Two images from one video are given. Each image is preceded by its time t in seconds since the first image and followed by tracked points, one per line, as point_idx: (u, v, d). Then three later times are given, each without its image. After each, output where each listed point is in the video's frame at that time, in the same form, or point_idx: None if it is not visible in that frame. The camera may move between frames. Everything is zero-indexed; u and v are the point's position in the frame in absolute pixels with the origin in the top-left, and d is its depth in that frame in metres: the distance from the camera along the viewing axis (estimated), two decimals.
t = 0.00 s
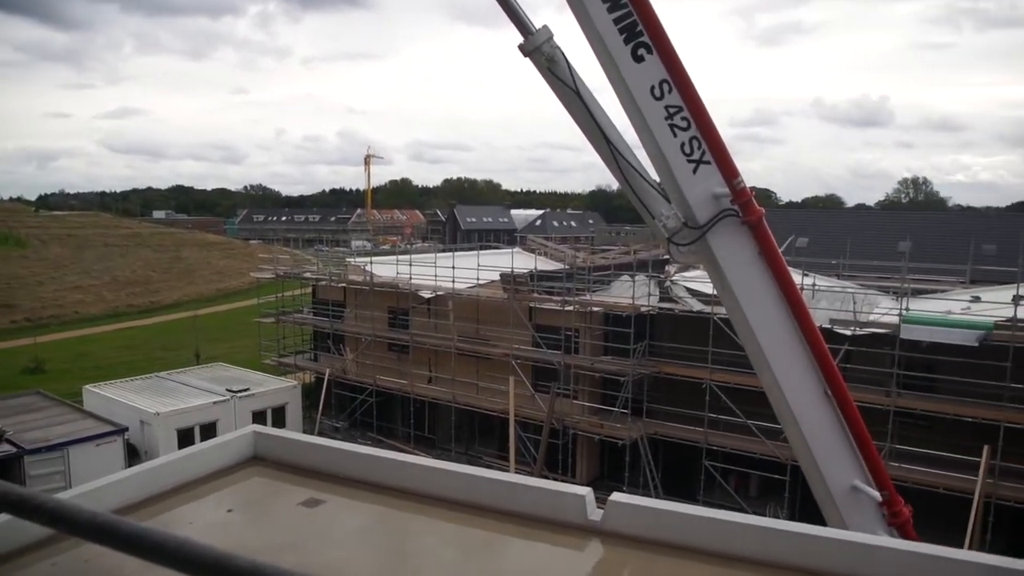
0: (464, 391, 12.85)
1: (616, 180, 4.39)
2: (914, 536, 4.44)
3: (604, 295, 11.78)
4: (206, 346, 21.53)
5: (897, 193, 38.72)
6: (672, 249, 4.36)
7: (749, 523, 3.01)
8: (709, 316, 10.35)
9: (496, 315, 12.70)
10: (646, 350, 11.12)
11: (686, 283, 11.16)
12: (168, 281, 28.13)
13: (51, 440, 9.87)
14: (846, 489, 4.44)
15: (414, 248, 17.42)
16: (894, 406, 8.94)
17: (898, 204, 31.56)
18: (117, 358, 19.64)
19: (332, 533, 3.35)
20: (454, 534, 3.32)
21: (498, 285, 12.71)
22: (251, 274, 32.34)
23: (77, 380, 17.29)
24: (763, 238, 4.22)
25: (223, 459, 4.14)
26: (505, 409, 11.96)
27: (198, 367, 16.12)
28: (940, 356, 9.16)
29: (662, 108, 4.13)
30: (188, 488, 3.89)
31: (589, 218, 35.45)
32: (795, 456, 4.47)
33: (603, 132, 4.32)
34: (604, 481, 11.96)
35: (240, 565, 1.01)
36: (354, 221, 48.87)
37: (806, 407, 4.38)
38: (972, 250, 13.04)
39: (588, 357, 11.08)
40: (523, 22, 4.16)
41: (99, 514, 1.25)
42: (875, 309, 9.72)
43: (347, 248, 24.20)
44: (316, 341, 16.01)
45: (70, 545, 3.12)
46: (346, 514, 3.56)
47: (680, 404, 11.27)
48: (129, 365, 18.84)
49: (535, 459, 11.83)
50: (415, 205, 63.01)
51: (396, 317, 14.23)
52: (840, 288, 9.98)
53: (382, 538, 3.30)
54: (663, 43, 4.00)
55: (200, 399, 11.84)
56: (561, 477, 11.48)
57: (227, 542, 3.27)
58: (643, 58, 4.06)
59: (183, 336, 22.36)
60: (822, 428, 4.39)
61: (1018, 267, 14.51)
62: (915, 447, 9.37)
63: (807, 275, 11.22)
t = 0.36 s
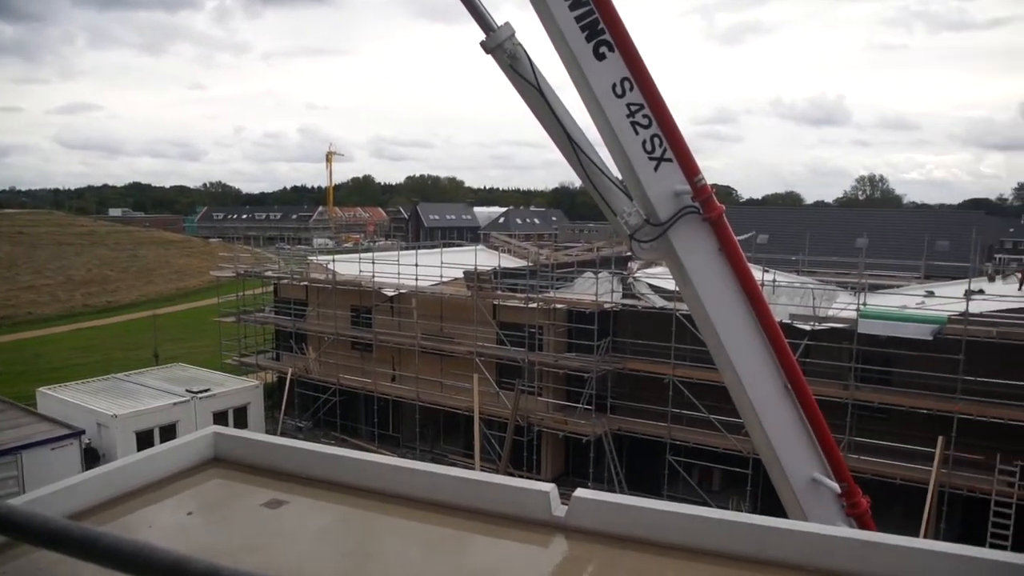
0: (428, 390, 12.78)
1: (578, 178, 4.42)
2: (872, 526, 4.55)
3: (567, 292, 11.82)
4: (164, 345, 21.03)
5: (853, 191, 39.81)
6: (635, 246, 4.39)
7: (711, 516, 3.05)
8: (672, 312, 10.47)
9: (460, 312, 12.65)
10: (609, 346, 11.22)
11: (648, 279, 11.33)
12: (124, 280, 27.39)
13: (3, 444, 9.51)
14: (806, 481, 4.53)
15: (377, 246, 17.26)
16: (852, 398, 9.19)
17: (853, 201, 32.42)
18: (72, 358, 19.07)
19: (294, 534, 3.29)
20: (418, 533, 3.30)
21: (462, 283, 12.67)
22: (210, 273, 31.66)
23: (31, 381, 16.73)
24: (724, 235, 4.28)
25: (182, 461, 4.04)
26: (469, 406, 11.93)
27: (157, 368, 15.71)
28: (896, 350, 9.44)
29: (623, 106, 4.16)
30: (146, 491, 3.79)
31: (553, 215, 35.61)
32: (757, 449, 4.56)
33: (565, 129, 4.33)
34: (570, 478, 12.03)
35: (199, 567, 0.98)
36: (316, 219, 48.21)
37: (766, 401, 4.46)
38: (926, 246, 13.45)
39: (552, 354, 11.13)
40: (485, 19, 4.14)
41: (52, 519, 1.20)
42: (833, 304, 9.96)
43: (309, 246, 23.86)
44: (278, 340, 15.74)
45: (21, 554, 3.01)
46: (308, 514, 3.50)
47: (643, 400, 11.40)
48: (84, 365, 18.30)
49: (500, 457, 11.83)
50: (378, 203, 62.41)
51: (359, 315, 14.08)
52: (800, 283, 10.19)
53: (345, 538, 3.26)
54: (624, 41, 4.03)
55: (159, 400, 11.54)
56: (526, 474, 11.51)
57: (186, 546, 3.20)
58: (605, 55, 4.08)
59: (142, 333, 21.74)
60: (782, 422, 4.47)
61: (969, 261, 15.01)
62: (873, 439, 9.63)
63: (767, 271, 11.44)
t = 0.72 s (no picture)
0: (393, 388, 12.71)
1: (542, 175, 4.43)
2: (832, 518, 4.65)
3: (533, 289, 11.84)
4: (123, 346, 20.53)
5: (812, 188, 40.74)
6: (599, 243, 4.42)
7: (675, 510, 3.08)
8: (637, 309, 10.57)
9: (425, 310, 12.58)
10: (575, 343, 11.30)
11: (613, 275, 11.10)
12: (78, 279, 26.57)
13: None
14: (769, 474, 4.61)
15: (340, 243, 17.07)
16: (814, 392, 9.42)
17: (812, 198, 33.20)
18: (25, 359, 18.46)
19: (258, 536, 3.23)
20: (384, 532, 3.27)
21: (427, 280, 12.60)
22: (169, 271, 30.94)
23: None
24: (687, 231, 4.33)
25: (141, 463, 3.93)
26: (435, 404, 11.90)
27: (114, 369, 15.30)
28: (855, 344, 9.69)
29: (587, 103, 4.18)
30: (104, 494, 3.68)
31: (517, 212, 35.67)
32: (720, 443, 4.62)
33: (529, 127, 4.33)
34: (537, 474, 12.09)
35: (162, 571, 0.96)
36: (278, 217, 47.46)
37: (730, 395, 4.53)
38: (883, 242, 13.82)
39: (518, 351, 11.17)
40: (448, 15, 4.11)
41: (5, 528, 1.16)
42: (794, 300, 10.16)
43: (271, 244, 23.48)
44: (241, 340, 15.45)
45: None
46: (272, 515, 3.44)
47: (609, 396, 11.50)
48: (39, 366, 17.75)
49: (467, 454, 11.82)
50: (340, 200, 61.68)
51: (323, 314, 13.90)
52: (762, 279, 10.37)
53: (309, 539, 3.21)
54: (588, 38, 4.04)
55: (118, 402, 11.23)
56: (493, 471, 11.54)
57: (146, 550, 3.11)
58: (569, 53, 4.09)
59: (99, 334, 21.17)
60: (745, 416, 4.54)
61: (925, 257, 15.46)
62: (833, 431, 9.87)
63: (730, 268, 11.63)
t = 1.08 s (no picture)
0: (361, 387, 12.60)
1: (509, 172, 4.42)
2: (797, 510, 4.74)
3: (501, 286, 11.83)
4: (83, 346, 19.97)
5: (777, 186, 41.44)
6: (565, 240, 4.43)
7: (642, 505, 3.10)
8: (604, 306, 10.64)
9: (392, 309, 12.50)
10: (543, 340, 11.33)
11: (580, 273, 11.18)
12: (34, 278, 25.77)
13: None
14: (736, 468, 4.68)
15: (307, 241, 16.85)
16: (779, 386, 9.60)
17: (777, 195, 33.72)
18: None
19: (223, 539, 3.17)
20: (352, 532, 3.23)
21: (394, 278, 12.52)
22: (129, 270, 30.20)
23: None
24: (653, 228, 4.37)
25: (102, 466, 3.83)
26: (404, 403, 11.84)
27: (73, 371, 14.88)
28: (818, 339, 9.89)
29: (553, 100, 4.18)
30: (64, 498, 3.57)
31: (485, 210, 35.60)
32: (688, 439, 4.68)
33: (496, 124, 4.32)
34: (506, 471, 12.11)
35: None
36: (242, 214, 46.65)
37: (697, 391, 4.58)
38: (845, 239, 14.11)
39: (486, 349, 11.16)
40: (413, 11, 4.08)
41: None
42: (759, 296, 10.32)
43: (235, 242, 23.05)
44: (205, 339, 15.14)
45: None
46: (238, 517, 3.38)
47: (577, 392, 11.57)
48: None
49: (435, 453, 11.79)
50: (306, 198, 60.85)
51: (289, 313, 13.69)
52: (728, 275, 10.52)
53: (276, 540, 3.16)
54: (553, 36, 4.05)
55: (78, 404, 10.91)
56: (461, 469, 11.52)
57: (109, 554, 3.03)
58: (535, 50, 4.09)
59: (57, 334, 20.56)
60: (711, 411, 4.61)
61: (885, 253, 15.83)
62: (797, 425, 10.07)
63: (696, 264, 11.78)
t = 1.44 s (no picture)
0: (324, 386, 12.46)
1: (471, 169, 4.41)
2: (758, 502, 4.82)
3: (464, 284, 11.79)
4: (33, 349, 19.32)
5: (736, 183, 42.15)
6: (528, 237, 4.44)
7: (605, 500, 3.12)
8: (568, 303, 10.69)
9: (355, 307, 12.38)
10: (506, 337, 11.35)
11: (543, 270, 11.23)
12: None
13: None
14: (698, 462, 4.75)
15: (267, 239, 16.56)
16: (740, 381, 9.77)
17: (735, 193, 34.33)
18: None
19: (182, 542, 3.10)
20: (315, 533, 3.19)
21: (357, 277, 12.41)
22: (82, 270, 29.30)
23: None
24: (615, 225, 4.40)
25: (57, 471, 3.71)
26: (367, 402, 11.75)
27: (24, 373, 14.39)
28: (778, 334, 10.08)
29: (515, 98, 4.18)
30: (17, 504, 3.45)
31: (449, 207, 35.47)
32: (651, 434, 4.73)
33: (458, 122, 4.31)
34: (470, 469, 12.10)
35: None
36: (201, 212, 45.66)
37: (660, 386, 4.63)
38: (804, 236, 14.43)
39: (449, 347, 11.14)
40: (374, 6, 4.03)
41: None
42: (721, 292, 10.49)
43: (193, 240, 22.54)
44: (163, 340, 14.78)
45: None
46: (198, 520, 3.31)
47: (541, 389, 11.61)
48: None
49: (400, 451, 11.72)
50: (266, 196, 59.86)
51: (250, 312, 13.43)
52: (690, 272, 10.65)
53: (237, 543, 3.10)
54: (515, 33, 4.04)
55: (32, 407, 10.51)
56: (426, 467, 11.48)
57: (63, 560, 2.94)
58: (496, 47, 4.08)
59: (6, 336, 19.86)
60: (674, 406, 4.66)
61: (842, 249, 16.21)
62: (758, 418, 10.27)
63: (659, 261, 11.90)
